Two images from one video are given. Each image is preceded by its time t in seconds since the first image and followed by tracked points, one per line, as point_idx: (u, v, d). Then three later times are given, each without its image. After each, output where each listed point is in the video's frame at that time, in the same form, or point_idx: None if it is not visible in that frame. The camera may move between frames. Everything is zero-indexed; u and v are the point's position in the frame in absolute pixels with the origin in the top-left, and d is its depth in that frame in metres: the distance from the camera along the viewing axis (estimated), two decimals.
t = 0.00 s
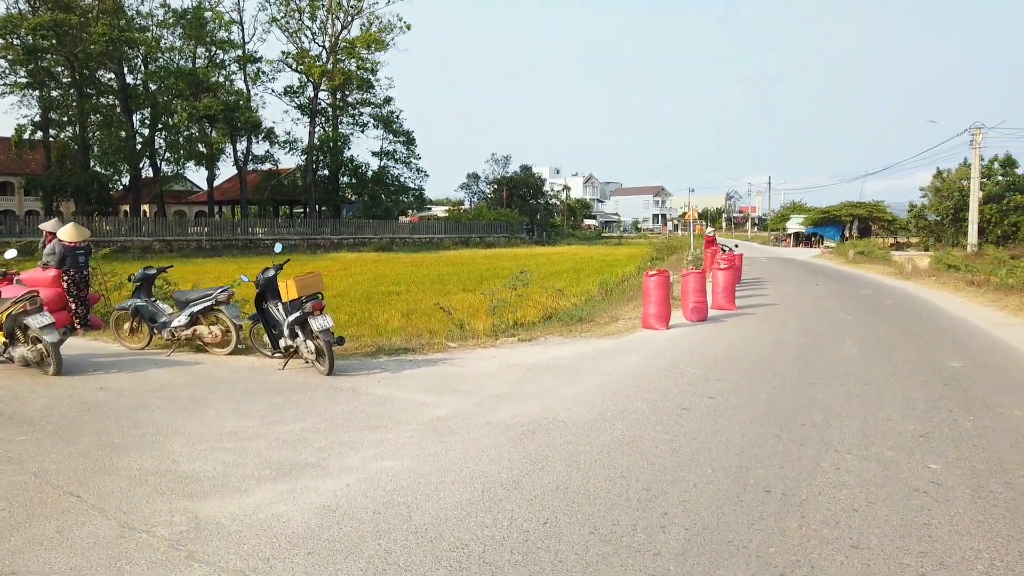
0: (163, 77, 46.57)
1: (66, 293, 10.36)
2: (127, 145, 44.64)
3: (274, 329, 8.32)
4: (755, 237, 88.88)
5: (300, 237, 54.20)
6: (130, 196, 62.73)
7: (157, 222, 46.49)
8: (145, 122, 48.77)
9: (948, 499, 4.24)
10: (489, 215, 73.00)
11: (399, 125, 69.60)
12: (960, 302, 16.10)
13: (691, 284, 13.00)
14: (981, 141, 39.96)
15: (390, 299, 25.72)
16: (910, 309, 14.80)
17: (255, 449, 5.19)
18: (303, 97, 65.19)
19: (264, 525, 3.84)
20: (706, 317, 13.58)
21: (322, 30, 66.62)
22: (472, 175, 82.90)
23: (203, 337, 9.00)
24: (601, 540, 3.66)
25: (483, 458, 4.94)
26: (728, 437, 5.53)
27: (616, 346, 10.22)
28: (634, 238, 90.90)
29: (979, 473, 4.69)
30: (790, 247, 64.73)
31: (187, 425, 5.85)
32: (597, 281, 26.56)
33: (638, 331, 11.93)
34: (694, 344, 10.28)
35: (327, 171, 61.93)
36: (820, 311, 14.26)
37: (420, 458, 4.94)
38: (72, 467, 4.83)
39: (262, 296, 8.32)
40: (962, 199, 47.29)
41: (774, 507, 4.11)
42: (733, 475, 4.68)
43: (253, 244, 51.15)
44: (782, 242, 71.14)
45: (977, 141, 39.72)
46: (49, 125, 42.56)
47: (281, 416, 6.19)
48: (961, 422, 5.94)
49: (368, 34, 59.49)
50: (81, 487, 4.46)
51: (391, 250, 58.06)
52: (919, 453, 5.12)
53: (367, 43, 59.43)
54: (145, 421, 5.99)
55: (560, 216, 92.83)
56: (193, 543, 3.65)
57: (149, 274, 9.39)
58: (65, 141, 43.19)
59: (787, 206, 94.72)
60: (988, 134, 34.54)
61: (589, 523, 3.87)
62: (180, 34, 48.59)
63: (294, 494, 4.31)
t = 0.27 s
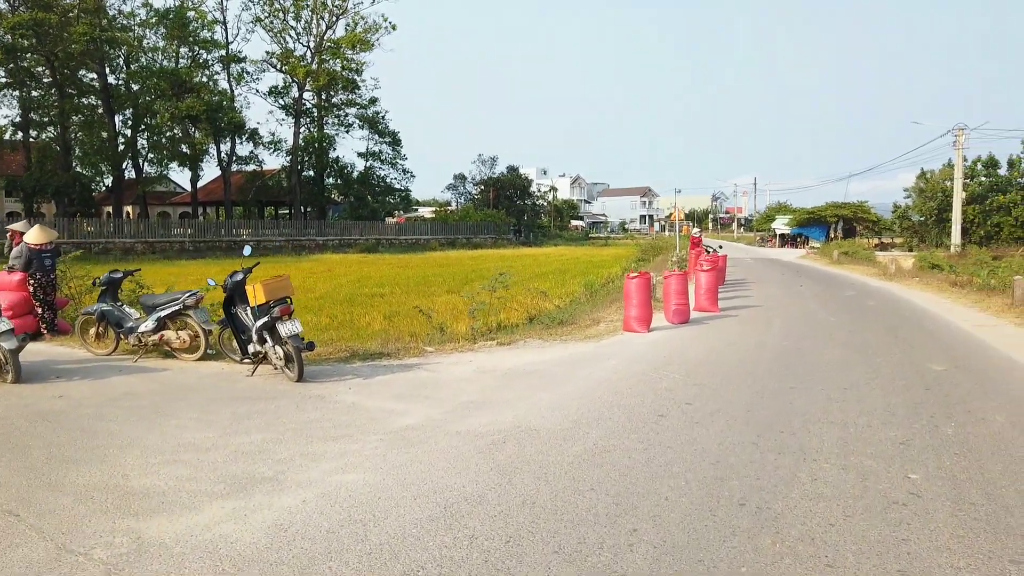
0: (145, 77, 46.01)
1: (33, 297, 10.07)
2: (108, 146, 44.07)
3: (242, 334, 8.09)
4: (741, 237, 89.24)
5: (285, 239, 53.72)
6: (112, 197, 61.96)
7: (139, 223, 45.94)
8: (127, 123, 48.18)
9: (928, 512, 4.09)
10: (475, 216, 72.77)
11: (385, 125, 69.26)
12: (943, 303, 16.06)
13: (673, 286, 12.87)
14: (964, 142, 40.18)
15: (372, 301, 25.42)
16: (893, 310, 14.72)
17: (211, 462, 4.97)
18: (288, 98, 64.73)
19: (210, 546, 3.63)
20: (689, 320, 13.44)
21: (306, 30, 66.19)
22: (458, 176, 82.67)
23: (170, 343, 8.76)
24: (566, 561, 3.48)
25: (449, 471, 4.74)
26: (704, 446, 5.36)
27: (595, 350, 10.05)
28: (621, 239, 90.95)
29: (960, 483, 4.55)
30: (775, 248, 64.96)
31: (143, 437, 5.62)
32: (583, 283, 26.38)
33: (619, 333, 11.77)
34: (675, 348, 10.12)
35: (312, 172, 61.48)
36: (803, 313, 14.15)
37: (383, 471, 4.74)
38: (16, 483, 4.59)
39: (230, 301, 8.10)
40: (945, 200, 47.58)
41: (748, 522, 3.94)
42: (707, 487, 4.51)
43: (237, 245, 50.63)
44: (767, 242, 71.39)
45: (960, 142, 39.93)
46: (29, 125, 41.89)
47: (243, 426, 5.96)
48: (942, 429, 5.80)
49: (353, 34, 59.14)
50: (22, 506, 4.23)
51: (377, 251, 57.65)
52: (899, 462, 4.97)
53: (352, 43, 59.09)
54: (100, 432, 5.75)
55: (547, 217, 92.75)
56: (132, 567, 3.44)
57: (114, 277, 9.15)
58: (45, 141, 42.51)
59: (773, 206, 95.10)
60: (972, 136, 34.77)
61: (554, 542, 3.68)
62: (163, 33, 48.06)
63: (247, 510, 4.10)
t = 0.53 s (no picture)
0: (133, 76, 45.64)
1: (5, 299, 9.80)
2: (96, 146, 43.67)
3: (217, 337, 7.92)
4: (733, 237, 89.37)
5: (275, 239, 53.35)
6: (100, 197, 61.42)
7: (127, 224, 45.57)
8: (116, 123, 47.79)
9: (909, 521, 3.96)
10: (467, 216, 72.59)
11: (375, 125, 68.99)
12: (931, 302, 15.97)
13: (659, 286, 12.75)
14: (953, 142, 40.26)
15: (359, 302, 25.16)
16: (882, 310, 14.61)
17: (173, 470, 4.80)
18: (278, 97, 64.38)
19: (161, 562, 3.46)
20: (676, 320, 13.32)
21: (296, 30, 65.86)
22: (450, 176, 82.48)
23: (144, 346, 8.57)
24: None
25: (418, 479, 4.58)
26: (683, 451, 5.22)
27: (579, 352, 9.90)
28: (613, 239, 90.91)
29: (944, 489, 4.42)
30: (766, 248, 65.03)
31: (106, 443, 5.44)
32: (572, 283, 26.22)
33: (604, 335, 11.64)
34: (660, 350, 9.98)
35: (302, 172, 61.13)
36: (791, 314, 14.03)
37: (350, 479, 4.57)
38: None
39: (204, 303, 7.92)
40: (935, 200, 47.71)
41: (723, 533, 3.80)
42: (683, 495, 4.37)
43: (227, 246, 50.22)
44: (758, 242, 71.51)
45: (949, 142, 40.02)
46: (16, 125, 41.43)
47: (212, 432, 5.78)
48: (927, 433, 5.68)
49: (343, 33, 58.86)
50: None
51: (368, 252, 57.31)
52: (882, 468, 4.84)
53: (343, 42, 58.82)
54: (61, 439, 5.56)
55: (539, 217, 92.68)
56: None
57: (86, 279, 8.97)
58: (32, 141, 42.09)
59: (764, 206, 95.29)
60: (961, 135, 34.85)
61: (520, 555, 3.53)
62: (151, 33, 47.68)
63: (204, 522, 3.94)
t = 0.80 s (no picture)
0: (119, 75, 45.20)
1: None
2: (82, 145, 43.25)
3: (188, 339, 7.71)
4: (722, 237, 89.49)
5: (264, 240, 52.94)
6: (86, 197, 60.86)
7: (114, 224, 45.14)
8: (102, 122, 47.33)
9: (890, 529, 3.83)
10: (457, 216, 72.39)
11: (365, 125, 68.70)
12: (918, 302, 15.90)
13: (644, 286, 12.59)
14: (941, 142, 40.38)
15: (344, 303, 24.83)
16: (868, 310, 14.52)
17: (129, 479, 4.60)
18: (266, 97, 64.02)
19: None
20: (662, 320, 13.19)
21: (284, 29, 65.53)
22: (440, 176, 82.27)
23: (114, 348, 8.35)
24: None
25: (384, 486, 4.41)
26: (661, 457, 5.07)
27: (562, 353, 9.75)
28: (603, 240, 90.89)
29: (927, 496, 4.28)
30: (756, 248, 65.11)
31: (64, 450, 5.24)
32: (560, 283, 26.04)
33: (588, 335, 11.47)
34: (644, 351, 9.84)
35: (291, 172, 60.77)
36: (778, 314, 13.91)
37: (313, 488, 4.40)
38: None
39: (174, 304, 7.72)
40: (923, 200, 47.86)
41: (697, 544, 3.65)
42: (657, 502, 4.21)
43: (215, 246, 49.80)
44: (747, 242, 71.70)
45: (937, 142, 40.14)
46: None
47: (175, 437, 5.60)
48: (910, 436, 5.56)
49: (332, 32, 58.57)
50: None
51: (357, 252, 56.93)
52: (862, 473, 4.70)
53: (331, 41, 58.54)
54: (17, 446, 5.36)
55: (529, 217, 92.59)
56: None
57: (54, 279, 8.74)
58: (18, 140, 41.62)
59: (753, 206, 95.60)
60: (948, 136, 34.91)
61: (483, 569, 3.38)
62: (138, 32, 47.30)
63: (154, 535, 3.75)
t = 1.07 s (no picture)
0: (107, 76, 44.77)
1: None
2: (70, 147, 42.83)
3: (157, 348, 7.49)
4: (714, 240, 89.55)
5: (253, 242, 52.49)
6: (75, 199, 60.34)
7: (102, 226, 44.71)
8: (90, 124, 46.89)
9: (873, 552, 3.65)
10: (449, 219, 72.09)
11: (356, 127, 68.37)
12: (906, 307, 15.77)
13: (631, 291, 12.41)
14: (931, 145, 40.38)
15: (331, 307, 24.52)
16: (856, 316, 14.39)
17: (79, 499, 4.37)
18: (256, 99, 63.63)
19: None
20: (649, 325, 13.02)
21: (274, 31, 65.17)
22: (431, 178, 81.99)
23: (82, 356, 8.11)
24: None
25: (346, 506, 4.20)
26: (638, 472, 4.88)
27: (546, 361, 9.55)
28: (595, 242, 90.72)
29: (912, 515, 4.11)
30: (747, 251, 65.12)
31: (14, 467, 5.00)
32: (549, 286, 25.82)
33: (573, 341, 11.28)
34: (629, 358, 9.66)
35: (281, 174, 60.38)
36: (766, 319, 13.75)
37: (270, 507, 4.19)
38: None
39: (143, 311, 7.49)
40: (914, 203, 47.88)
41: (669, 570, 3.46)
42: (631, 523, 4.02)
43: (204, 248, 49.35)
44: (738, 245, 71.64)
45: (928, 145, 40.14)
46: None
47: (134, 452, 5.37)
48: (896, 449, 5.39)
49: (322, 34, 58.27)
50: None
51: (348, 254, 56.55)
52: (845, 490, 4.52)
53: (322, 43, 58.24)
54: None
55: (521, 220, 92.37)
56: None
57: (22, 285, 8.49)
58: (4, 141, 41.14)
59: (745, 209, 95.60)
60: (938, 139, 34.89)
61: None
62: (127, 32, 46.88)
63: (94, 563, 3.53)
